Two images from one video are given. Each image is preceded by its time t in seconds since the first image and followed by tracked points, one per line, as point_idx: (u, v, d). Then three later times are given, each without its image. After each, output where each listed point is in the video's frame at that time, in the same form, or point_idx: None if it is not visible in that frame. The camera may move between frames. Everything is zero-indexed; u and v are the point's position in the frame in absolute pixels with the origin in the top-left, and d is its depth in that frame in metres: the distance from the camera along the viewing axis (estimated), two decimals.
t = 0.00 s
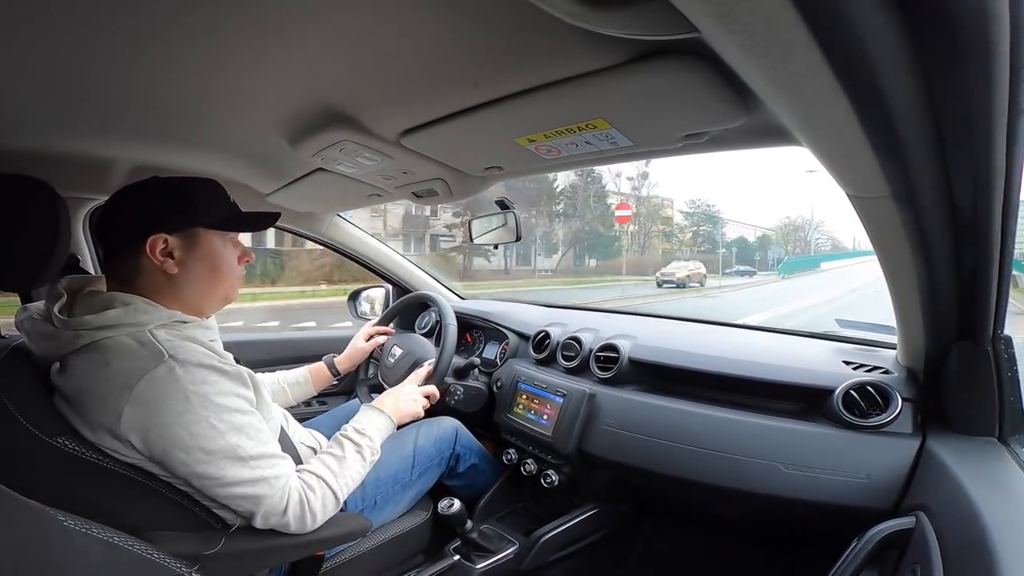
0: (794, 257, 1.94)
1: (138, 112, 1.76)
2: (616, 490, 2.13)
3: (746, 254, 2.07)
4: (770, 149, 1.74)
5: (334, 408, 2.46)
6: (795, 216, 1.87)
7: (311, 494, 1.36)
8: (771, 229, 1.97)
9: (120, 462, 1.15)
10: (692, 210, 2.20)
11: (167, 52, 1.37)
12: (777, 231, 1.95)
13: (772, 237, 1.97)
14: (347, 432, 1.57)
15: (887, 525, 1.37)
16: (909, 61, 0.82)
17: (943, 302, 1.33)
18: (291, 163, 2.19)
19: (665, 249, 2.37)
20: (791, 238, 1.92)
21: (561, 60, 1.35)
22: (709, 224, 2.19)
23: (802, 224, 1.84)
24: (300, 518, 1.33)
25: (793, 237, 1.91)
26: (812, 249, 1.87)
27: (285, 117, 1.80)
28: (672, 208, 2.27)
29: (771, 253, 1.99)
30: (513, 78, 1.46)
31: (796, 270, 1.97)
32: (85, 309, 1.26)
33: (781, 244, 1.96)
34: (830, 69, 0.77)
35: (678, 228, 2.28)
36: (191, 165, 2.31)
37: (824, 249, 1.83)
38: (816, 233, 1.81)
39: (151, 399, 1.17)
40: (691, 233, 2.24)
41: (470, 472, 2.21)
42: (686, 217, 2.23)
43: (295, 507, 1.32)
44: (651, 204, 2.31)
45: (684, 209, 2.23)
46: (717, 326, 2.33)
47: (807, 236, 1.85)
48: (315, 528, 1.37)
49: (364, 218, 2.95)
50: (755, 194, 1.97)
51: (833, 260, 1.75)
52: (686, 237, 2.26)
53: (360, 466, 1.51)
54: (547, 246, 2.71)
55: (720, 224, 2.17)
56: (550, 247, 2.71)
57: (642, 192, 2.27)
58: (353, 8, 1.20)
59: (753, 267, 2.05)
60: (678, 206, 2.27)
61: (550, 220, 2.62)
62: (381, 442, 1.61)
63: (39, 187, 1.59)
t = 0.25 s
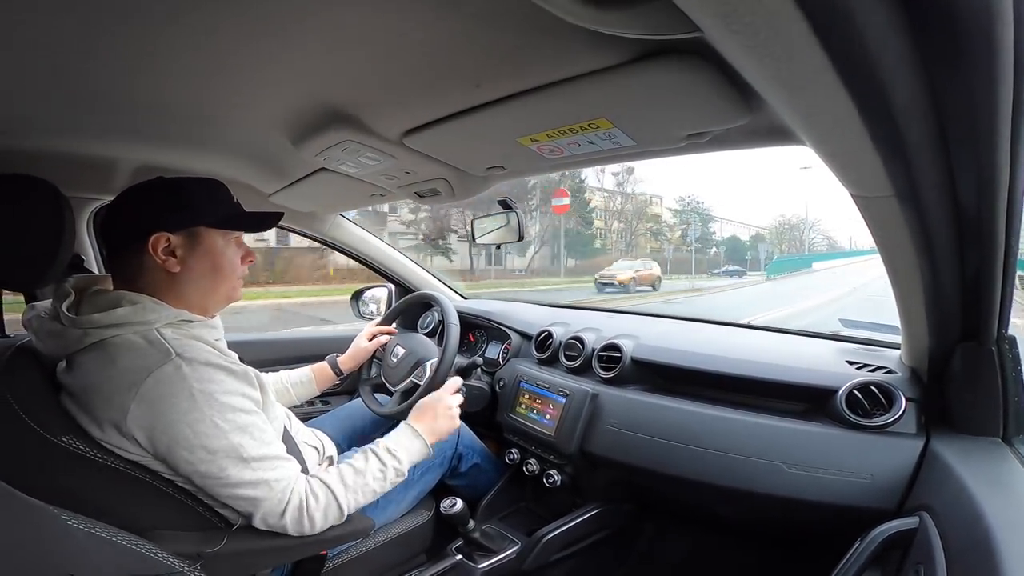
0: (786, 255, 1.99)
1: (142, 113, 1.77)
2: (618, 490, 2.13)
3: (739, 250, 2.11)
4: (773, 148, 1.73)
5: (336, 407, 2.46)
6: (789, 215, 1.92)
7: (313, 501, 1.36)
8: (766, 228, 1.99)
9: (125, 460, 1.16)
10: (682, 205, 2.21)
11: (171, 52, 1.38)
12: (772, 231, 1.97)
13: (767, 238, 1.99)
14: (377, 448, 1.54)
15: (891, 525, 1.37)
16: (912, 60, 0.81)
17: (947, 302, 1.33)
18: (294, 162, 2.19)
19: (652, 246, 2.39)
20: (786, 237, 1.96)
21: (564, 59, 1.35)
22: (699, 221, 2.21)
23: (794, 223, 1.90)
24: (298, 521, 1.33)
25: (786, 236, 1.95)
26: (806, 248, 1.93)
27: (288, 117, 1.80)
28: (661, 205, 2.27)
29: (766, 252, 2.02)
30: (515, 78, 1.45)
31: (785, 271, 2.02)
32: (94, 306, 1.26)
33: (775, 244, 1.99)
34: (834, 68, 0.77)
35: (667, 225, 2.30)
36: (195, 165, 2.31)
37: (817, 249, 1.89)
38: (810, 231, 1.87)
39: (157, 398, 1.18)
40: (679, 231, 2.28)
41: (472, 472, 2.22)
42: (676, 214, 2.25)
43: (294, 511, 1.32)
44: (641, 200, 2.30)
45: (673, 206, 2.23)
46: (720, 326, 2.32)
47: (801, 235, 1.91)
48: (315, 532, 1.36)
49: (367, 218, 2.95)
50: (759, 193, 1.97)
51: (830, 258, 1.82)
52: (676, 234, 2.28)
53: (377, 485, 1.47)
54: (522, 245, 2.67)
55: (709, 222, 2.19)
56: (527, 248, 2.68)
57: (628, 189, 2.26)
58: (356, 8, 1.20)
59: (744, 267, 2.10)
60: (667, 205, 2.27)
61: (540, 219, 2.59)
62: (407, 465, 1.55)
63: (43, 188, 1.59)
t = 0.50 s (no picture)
0: (774, 255, 2.07)
1: (145, 114, 1.77)
2: (619, 492, 2.13)
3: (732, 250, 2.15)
4: (776, 151, 1.73)
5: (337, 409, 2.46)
6: (783, 214, 1.96)
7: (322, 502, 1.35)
8: (758, 227, 2.04)
9: (127, 460, 1.16)
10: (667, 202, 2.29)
11: (174, 54, 1.38)
12: (764, 230, 2.03)
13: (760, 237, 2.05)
14: (408, 476, 1.53)
15: (892, 527, 1.36)
16: (914, 63, 0.81)
17: (948, 305, 1.32)
18: (295, 164, 2.20)
19: (636, 246, 2.47)
20: (778, 237, 2.02)
21: (565, 61, 1.35)
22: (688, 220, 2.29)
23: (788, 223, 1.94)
24: (302, 524, 1.32)
25: (780, 236, 2.00)
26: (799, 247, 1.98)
27: (290, 119, 1.80)
28: (647, 203, 2.34)
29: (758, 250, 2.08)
30: (517, 80, 1.46)
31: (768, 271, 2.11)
32: (94, 308, 1.27)
33: (768, 243, 2.05)
34: (833, 68, 0.77)
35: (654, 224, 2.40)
36: (197, 167, 2.32)
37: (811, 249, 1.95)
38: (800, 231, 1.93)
39: (159, 398, 1.18)
40: (665, 230, 2.36)
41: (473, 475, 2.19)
42: (664, 211, 2.31)
43: (299, 512, 1.31)
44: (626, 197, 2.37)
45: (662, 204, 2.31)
46: (722, 329, 2.32)
47: (795, 235, 1.96)
48: (320, 534, 1.36)
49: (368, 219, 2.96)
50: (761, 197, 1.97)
51: (824, 258, 1.88)
52: (662, 232, 2.37)
53: (394, 513, 1.45)
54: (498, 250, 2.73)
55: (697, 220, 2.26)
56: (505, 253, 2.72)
57: (610, 185, 2.31)
58: (358, 10, 1.20)
59: (733, 267, 2.14)
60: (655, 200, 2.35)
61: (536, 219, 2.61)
62: (431, 501, 1.53)
63: (47, 188, 1.59)
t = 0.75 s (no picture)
0: (764, 254, 2.07)
1: (146, 113, 1.77)
2: (620, 491, 2.13)
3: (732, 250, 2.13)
4: (777, 150, 1.73)
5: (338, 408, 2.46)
6: (774, 214, 1.96)
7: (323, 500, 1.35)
8: (750, 227, 2.04)
9: (127, 459, 1.16)
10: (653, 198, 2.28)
11: (175, 53, 1.38)
12: (755, 229, 2.03)
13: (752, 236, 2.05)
14: (416, 483, 1.54)
15: (893, 526, 1.36)
16: (916, 64, 0.81)
17: (949, 304, 1.32)
18: (296, 163, 2.20)
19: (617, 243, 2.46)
20: (770, 236, 2.01)
21: (566, 60, 1.35)
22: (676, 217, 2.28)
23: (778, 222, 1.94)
24: (303, 521, 1.33)
25: (772, 237, 1.99)
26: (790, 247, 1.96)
27: (291, 118, 1.80)
28: (632, 200, 2.32)
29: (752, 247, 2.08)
30: (518, 79, 1.46)
31: (751, 271, 2.16)
32: (94, 308, 1.27)
33: (759, 243, 2.06)
34: (834, 67, 0.77)
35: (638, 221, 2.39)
36: (198, 166, 2.32)
37: (804, 249, 1.93)
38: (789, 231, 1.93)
39: (160, 396, 1.18)
40: (649, 228, 2.35)
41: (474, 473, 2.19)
42: (648, 209, 2.30)
43: (300, 510, 1.32)
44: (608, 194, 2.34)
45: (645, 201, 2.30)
46: (722, 327, 2.32)
47: (787, 234, 1.94)
48: (322, 531, 1.36)
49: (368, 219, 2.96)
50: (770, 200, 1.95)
51: (817, 258, 1.90)
52: (646, 231, 2.36)
53: (399, 517, 1.48)
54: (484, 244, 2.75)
55: (683, 218, 2.25)
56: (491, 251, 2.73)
57: (590, 181, 2.28)
58: (359, 9, 1.20)
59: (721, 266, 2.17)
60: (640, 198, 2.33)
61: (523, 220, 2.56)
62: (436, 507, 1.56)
63: (49, 187, 1.59)
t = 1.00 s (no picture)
0: (751, 256, 2.14)
1: (146, 112, 1.77)
2: (619, 490, 2.13)
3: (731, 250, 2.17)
4: (778, 150, 1.73)
5: (338, 407, 2.47)
6: (766, 215, 2.02)
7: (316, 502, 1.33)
8: (742, 228, 2.09)
9: (127, 458, 1.16)
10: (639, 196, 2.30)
11: (175, 51, 1.38)
12: (747, 230, 2.07)
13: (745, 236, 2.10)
14: (409, 479, 1.54)
15: (893, 526, 1.37)
16: (915, 65, 0.81)
17: (950, 303, 1.32)
18: (296, 162, 2.20)
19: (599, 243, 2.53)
20: (761, 237, 2.06)
21: (567, 59, 1.34)
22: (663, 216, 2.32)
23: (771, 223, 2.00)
24: (295, 524, 1.31)
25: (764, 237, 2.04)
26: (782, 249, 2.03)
27: (291, 116, 1.80)
28: (616, 199, 2.37)
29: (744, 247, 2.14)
30: (518, 78, 1.45)
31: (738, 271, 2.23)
32: (95, 305, 1.27)
33: (751, 243, 2.10)
34: (835, 67, 0.77)
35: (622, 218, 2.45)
36: (198, 164, 2.32)
37: (796, 249, 2.01)
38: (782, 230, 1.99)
39: (158, 394, 1.19)
40: (633, 226, 2.42)
41: (474, 472, 2.20)
42: (633, 207, 2.35)
43: (292, 513, 1.30)
44: (592, 192, 2.37)
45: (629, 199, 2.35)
46: (723, 326, 2.33)
47: (778, 235, 2.01)
48: (313, 534, 1.34)
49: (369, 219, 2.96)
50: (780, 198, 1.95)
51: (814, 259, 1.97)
52: (629, 231, 2.44)
53: (394, 514, 1.47)
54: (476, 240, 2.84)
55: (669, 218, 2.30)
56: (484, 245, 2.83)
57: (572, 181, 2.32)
58: (359, 7, 1.19)
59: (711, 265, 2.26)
60: (625, 197, 2.35)
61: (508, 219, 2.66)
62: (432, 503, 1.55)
63: (49, 186, 1.59)
